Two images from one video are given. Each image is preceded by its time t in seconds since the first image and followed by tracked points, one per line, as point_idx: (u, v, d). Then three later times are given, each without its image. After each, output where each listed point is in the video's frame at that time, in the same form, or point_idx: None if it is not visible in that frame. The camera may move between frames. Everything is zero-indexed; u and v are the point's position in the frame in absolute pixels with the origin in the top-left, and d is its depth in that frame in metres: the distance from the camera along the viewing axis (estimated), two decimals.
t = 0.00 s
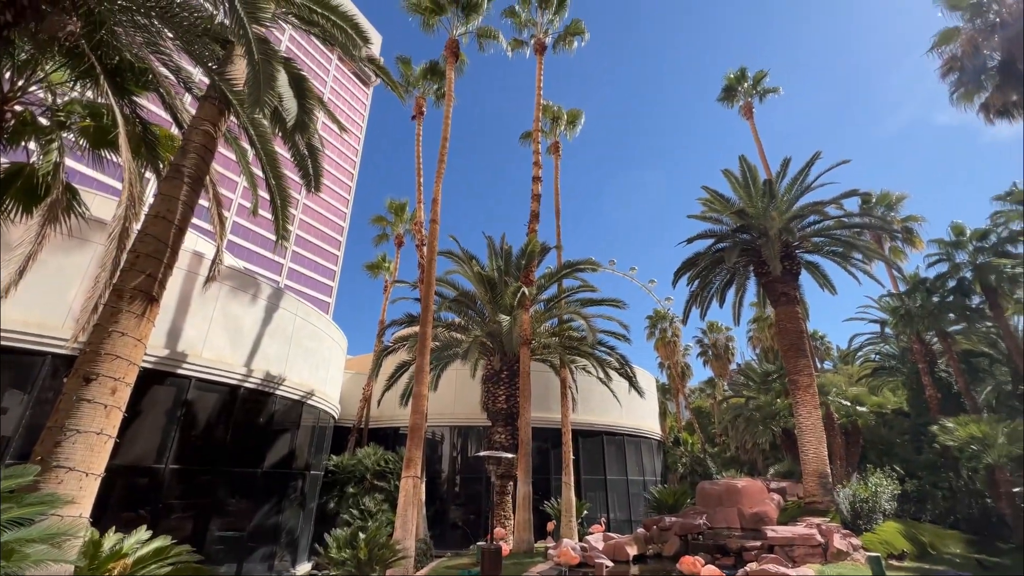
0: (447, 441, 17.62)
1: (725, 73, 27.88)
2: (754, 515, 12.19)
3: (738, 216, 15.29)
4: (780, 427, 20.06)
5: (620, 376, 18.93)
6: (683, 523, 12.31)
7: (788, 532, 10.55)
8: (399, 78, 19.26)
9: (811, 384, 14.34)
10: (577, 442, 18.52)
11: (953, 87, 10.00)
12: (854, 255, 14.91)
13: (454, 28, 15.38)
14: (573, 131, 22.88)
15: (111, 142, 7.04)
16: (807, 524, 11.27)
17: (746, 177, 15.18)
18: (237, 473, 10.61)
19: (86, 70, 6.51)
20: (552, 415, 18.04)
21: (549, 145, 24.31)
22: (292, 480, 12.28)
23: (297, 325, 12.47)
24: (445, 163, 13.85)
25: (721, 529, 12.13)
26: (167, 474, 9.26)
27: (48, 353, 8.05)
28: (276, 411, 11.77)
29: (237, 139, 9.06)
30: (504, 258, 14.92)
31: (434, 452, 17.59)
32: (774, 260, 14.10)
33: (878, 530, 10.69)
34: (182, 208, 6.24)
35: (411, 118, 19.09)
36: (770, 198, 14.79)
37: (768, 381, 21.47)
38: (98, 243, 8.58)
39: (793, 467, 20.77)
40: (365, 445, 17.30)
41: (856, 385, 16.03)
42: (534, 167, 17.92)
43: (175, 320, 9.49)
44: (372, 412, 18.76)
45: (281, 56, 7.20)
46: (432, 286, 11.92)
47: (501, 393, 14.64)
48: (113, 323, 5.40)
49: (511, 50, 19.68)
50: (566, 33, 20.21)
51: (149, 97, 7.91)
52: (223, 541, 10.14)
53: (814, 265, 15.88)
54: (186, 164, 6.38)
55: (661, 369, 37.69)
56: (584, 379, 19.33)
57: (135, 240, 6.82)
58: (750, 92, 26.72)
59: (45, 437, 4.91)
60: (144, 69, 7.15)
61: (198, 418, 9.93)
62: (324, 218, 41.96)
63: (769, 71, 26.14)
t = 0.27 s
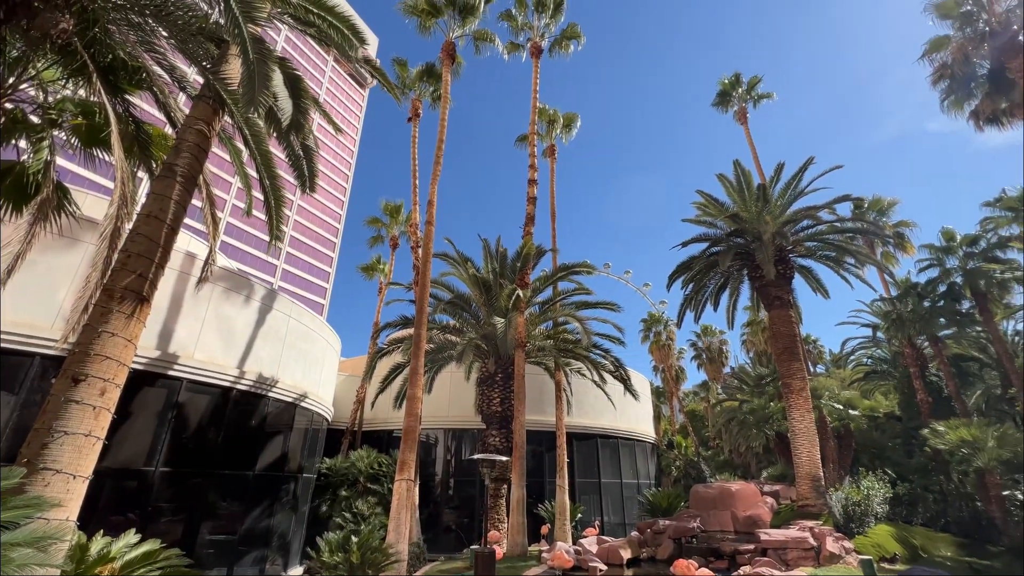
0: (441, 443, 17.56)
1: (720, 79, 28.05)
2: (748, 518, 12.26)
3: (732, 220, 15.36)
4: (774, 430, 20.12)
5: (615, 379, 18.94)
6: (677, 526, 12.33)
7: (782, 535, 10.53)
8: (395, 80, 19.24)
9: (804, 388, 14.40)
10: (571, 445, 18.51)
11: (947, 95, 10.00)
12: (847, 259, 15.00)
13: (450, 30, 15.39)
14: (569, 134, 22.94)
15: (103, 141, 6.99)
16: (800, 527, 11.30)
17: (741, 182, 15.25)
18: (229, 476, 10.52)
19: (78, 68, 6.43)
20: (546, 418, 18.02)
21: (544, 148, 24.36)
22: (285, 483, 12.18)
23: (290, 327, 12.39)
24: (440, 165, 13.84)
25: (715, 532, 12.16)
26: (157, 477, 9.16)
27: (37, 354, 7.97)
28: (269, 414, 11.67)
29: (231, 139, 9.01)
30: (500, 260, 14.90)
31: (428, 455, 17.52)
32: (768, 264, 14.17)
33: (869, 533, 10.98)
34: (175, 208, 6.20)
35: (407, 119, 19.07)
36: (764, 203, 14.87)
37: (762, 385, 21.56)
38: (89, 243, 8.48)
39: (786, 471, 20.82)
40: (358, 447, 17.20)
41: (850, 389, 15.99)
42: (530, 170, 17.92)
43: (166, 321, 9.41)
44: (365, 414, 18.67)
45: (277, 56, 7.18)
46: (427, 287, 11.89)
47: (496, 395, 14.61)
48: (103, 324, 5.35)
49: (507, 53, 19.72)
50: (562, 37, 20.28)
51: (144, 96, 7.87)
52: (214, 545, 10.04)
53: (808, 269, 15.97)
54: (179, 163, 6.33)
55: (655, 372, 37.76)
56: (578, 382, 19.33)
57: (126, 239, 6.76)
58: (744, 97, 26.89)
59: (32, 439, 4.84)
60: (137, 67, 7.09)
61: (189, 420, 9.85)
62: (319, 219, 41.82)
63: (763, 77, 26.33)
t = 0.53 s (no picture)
0: (436, 444, 17.52)
1: (715, 81, 28.15)
2: (742, 518, 12.38)
3: (728, 221, 15.41)
4: (768, 431, 20.18)
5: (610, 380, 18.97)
6: (671, 526, 12.33)
7: (775, 535, 10.60)
8: (392, 80, 19.20)
9: (798, 389, 14.47)
10: (566, 445, 18.52)
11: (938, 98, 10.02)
12: (841, 261, 15.07)
13: (447, 30, 15.39)
14: (566, 135, 22.97)
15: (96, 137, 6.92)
16: (794, 528, 11.35)
17: (736, 184, 15.31)
18: (222, 476, 10.45)
19: (71, 64, 6.37)
20: (541, 418, 18.02)
21: (541, 148, 24.38)
22: (278, 483, 12.12)
23: (285, 326, 12.32)
24: (437, 165, 13.82)
25: (709, 533, 12.22)
26: (149, 477, 9.10)
27: (28, 352, 7.89)
28: (263, 414, 11.61)
29: (226, 137, 8.94)
30: (496, 260, 14.88)
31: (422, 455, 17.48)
32: (763, 265, 14.22)
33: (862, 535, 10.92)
34: (168, 206, 6.15)
35: (403, 119, 19.04)
36: (759, 205, 14.94)
37: (756, 386, 21.62)
38: (81, 240, 8.43)
39: (780, 471, 20.89)
40: (352, 448, 17.14)
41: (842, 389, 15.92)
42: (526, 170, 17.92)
43: (159, 320, 9.34)
44: (360, 414, 18.60)
45: (272, 53, 7.13)
46: (422, 287, 11.86)
47: (491, 396, 14.61)
48: (94, 322, 5.30)
49: (504, 53, 19.72)
50: (559, 38, 20.30)
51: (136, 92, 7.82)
52: (206, 545, 9.98)
53: (802, 271, 16.04)
54: (173, 160, 6.28)
55: (650, 372, 37.83)
56: (574, 383, 19.34)
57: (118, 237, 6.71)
58: (740, 100, 27.02)
59: (21, 438, 4.80)
60: (131, 63, 7.00)
61: (182, 420, 9.78)
62: (314, 218, 41.64)
63: (759, 79, 26.47)
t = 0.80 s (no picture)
0: (432, 442, 17.52)
1: (713, 80, 28.20)
2: (737, 517, 12.35)
3: (724, 221, 15.44)
4: (763, 430, 20.26)
5: (607, 378, 19.00)
6: (666, 525, 12.47)
7: (769, 534, 10.66)
8: (389, 77, 19.13)
9: (793, 388, 14.54)
10: (562, 444, 18.55)
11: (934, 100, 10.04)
12: (836, 261, 15.12)
13: (445, 28, 15.35)
14: (563, 134, 22.97)
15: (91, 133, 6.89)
16: (788, 526, 11.40)
17: (732, 183, 15.34)
18: (217, 474, 10.42)
19: (65, 58, 6.39)
20: (538, 417, 18.04)
21: (538, 147, 24.39)
22: (274, 481, 12.09)
23: (280, 324, 12.28)
24: (434, 163, 13.79)
25: (703, 531, 12.18)
26: (143, 474, 9.07)
27: (21, 349, 7.93)
28: (258, 412, 11.58)
29: (222, 133, 8.89)
30: (493, 259, 14.87)
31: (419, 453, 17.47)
32: (759, 265, 14.27)
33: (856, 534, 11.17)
34: (163, 202, 6.12)
35: (400, 116, 18.99)
36: (755, 204, 14.99)
37: (752, 385, 21.69)
38: (74, 237, 8.40)
39: (775, 470, 20.98)
40: (348, 446, 17.12)
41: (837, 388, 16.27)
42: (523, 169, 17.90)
43: (154, 317, 9.29)
44: (356, 412, 18.57)
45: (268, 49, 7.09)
46: (419, 285, 11.84)
47: (488, 394, 14.61)
48: (88, 318, 5.27)
49: (502, 51, 19.69)
50: (556, 36, 20.28)
51: (132, 89, 7.78)
52: (201, 544, 9.95)
53: (798, 270, 16.10)
54: (168, 156, 6.25)
55: (646, 371, 37.95)
56: (570, 382, 19.36)
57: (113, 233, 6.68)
58: (737, 99, 27.07)
59: (13, 436, 4.76)
60: (126, 59, 6.96)
61: (177, 418, 9.74)
62: (310, 216, 41.50)
63: (756, 79, 26.52)
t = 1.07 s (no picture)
0: (431, 437, 17.55)
1: (713, 75, 28.09)
2: (733, 511, 12.34)
3: (723, 216, 15.43)
4: (761, 425, 20.33)
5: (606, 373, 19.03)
6: (663, 519, 12.47)
7: (766, 527, 10.73)
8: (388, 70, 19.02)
9: (791, 383, 14.59)
10: (561, 439, 18.61)
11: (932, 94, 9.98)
12: (835, 257, 15.13)
13: (444, 21, 15.26)
14: (562, 128, 22.91)
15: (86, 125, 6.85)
16: (785, 520, 11.46)
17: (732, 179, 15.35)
18: (216, 469, 10.43)
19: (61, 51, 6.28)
20: (536, 412, 18.07)
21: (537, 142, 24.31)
22: (273, 475, 12.12)
23: (279, 319, 12.25)
24: (432, 157, 13.74)
25: (701, 525, 12.30)
26: (142, 469, 9.07)
27: (18, 343, 7.91)
28: (257, 406, 11.58)
29: (219, 127, 8.83)
30: (491, 254, 14.85)
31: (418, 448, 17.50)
32: (758, 261, 14.26)
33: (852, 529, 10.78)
34: (160, 194, 6.09)
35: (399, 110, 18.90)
36: (755, 200, 14.99)
37: (750, 380, 21.73)
38: (71, 231, 8.36)
39: (772, 465, 21.08)
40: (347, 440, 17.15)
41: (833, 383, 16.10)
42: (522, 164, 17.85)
43: (152, 312, 9.27)
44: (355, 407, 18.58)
45: (266, 41, 7.03)
46: (418, 281, 11.81)
47: (487, 389, 14.63)
48: (85, 312, 5.25)
49: (501, 45, 19.59)
50: (556, 30, 20.17)
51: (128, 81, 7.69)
52: (200, 538, 9.97)
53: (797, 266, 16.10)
54: (165, 149, 6.21)
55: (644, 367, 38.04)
56: (569, 377, 19.39)
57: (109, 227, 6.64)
58: (737, 94, 27.00)
59: (11, 429, 4.76)
60: (122, 51, 6.89)
61: (175, 413, 9.73)
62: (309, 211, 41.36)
63: (756, 74, 26.44)
